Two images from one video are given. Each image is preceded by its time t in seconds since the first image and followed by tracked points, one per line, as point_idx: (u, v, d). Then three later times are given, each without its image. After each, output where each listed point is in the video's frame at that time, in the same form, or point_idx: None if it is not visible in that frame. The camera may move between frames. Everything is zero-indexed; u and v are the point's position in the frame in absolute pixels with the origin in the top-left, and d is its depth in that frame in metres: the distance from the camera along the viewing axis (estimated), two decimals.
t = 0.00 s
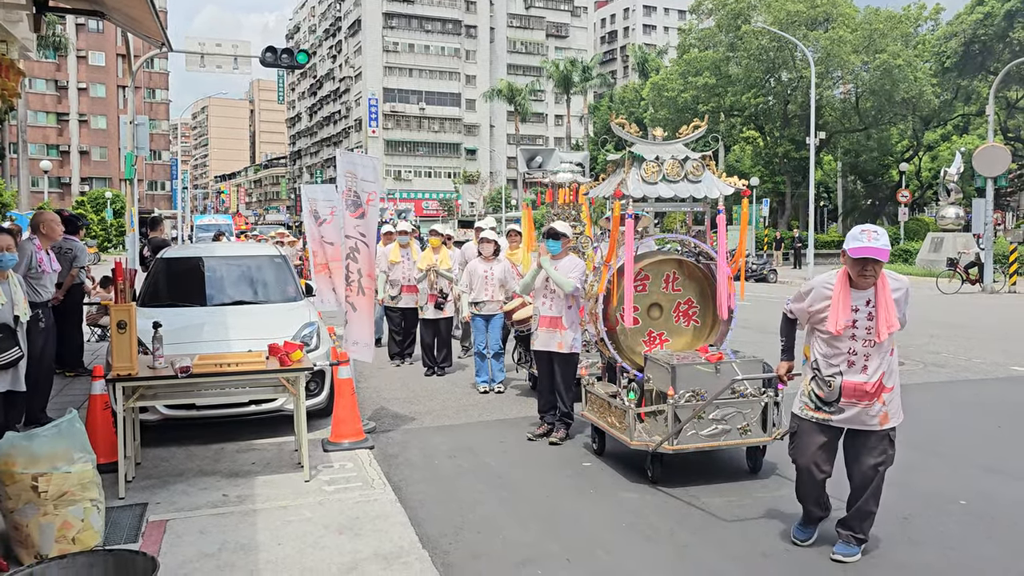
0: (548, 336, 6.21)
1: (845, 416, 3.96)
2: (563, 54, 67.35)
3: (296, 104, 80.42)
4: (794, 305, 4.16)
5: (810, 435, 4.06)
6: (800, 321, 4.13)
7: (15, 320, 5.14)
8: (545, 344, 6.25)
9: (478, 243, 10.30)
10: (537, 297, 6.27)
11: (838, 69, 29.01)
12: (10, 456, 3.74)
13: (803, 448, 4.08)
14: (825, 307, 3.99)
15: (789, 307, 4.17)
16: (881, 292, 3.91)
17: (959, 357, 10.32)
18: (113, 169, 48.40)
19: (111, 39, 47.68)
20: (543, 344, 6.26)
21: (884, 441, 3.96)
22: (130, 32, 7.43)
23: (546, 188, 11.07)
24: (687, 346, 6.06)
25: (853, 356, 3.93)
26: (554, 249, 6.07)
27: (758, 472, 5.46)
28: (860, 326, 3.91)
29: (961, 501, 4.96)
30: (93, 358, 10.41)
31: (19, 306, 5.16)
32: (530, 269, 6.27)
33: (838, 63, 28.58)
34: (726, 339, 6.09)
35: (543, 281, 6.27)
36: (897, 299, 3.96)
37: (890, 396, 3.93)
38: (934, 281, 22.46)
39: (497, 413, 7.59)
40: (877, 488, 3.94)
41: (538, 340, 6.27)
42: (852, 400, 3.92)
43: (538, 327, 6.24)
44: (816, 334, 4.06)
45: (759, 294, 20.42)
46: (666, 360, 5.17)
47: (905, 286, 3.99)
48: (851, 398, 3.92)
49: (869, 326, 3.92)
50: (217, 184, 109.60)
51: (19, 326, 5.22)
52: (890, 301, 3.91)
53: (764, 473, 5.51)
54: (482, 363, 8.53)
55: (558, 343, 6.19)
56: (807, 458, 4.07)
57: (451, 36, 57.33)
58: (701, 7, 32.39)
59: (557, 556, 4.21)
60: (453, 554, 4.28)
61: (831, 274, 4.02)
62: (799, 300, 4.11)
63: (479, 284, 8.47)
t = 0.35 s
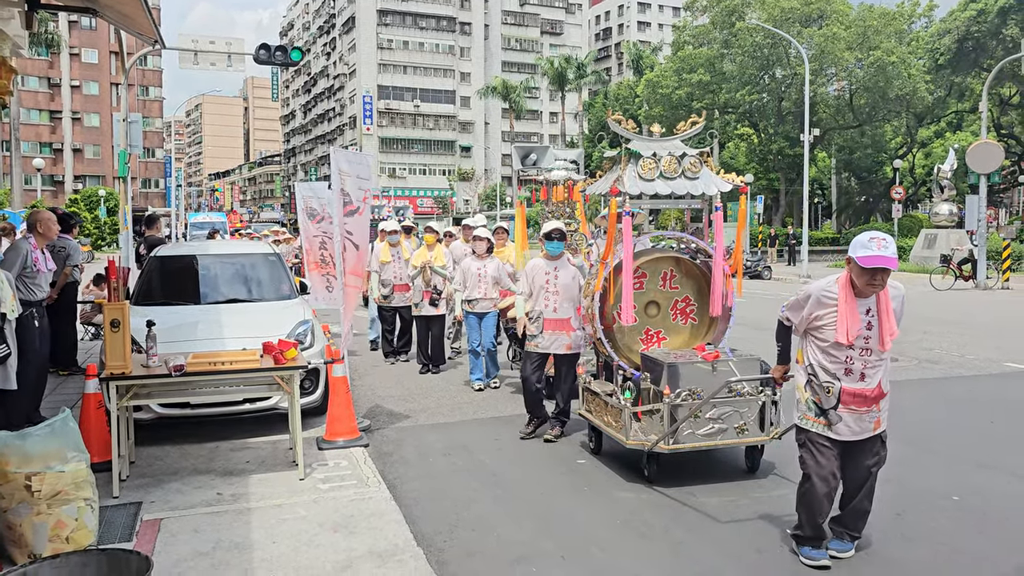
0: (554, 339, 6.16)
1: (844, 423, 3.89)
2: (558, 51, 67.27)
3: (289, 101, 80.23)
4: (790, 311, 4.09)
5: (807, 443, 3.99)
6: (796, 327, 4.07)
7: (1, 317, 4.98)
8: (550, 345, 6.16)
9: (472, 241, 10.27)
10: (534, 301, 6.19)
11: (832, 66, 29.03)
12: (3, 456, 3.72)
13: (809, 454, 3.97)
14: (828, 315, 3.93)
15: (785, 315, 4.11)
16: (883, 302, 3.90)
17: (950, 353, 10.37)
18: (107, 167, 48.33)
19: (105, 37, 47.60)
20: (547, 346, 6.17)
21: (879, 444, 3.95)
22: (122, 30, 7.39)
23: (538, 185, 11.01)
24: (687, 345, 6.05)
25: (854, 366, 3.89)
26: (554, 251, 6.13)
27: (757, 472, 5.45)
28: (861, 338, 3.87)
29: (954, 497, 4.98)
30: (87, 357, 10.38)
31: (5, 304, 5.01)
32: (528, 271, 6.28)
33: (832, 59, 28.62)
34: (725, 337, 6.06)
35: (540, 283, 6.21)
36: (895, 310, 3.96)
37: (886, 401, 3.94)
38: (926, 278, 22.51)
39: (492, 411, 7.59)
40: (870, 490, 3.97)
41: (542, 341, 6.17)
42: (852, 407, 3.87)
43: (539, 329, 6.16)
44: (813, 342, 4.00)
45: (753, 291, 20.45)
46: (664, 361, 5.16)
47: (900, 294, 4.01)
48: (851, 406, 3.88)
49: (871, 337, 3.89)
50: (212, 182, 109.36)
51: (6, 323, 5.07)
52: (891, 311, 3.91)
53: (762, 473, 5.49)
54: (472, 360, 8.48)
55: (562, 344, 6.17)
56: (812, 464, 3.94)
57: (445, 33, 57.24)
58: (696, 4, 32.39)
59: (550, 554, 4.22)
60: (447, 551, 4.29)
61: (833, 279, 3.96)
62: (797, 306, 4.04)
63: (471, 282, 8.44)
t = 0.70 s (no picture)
0: (548, 340, 6.03)
1: (842, 425, 3.81)
2: (548, 47, 67.25)
3: (279, 98, 79.95)
4: (775, 316, 3.94)
5: (799, 446, 3.93)
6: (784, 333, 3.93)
7: None
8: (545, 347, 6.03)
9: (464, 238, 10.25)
10: (526, 302, 6.04)
11: (821, 62, 29.09)
12: None
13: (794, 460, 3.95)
14: (817, 319, 3.80)
15: (769, 321, 3.97)
16: (872, 301, 3.77)
17: (939, 348, 10.43)
18: (95, 163, 48.07)
19: (93, 33, 47.29)
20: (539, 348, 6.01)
21: (881, 440, 3.81)
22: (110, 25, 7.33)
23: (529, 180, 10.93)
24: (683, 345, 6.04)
25: (846, 369, 3.78)
26: (542, 249, 6.03)
27: (754, 474, 5.32)
28: (851, 340, 3.75)
29: (943, 491, 5.01)
30: (76, 355, 10.34)
31: None
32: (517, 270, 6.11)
33: (821, 55, 28.70)
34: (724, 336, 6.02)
35: (531, 285, 6.06)
36: (883, 308, 3.82)
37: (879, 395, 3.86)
38: (915, 273, 22.62)
39: (483, 407, 7.58)
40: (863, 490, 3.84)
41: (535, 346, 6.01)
42: (846, 409, 3.79)
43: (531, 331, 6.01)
44: (804, 347, 3.88)
45: (744, 287, 20.50)
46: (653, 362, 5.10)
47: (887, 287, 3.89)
48: (846, 407, 3.79)
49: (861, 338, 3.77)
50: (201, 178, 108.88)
51: None
52: (879, 309, 3.78)
53: (759, 476, 5.36)
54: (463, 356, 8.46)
55: (556, 344, 6.07)
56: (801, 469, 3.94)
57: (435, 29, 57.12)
58: None
59: (541, 550, 4.22)
60: (438, 548, 4.28)
61: (821, 281, 3.81)
62: (783, 310, 3.90)
63: (465, 279, 8.41)
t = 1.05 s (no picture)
0: (528, 338, 5.91)
1: (847, 437, 3.62)
2: (532, 43, 67.21)
3: (261, 94, 79.44)
4: (790, 318, 3.78)
5: (805, 455, 3.77)
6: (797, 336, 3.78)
7: None
8: (525, 346, 5.89)
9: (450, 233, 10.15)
10: (503, 301, 5.93)
11: (804, 59, 29.22)
12: None
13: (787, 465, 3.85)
14: (834, 321, 3.64)
15: (782, 323, 3.81)
16: (895, 307, 3.60)
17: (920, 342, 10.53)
18: (76, 160, 47.57)
19: (72, 28, 46.74)
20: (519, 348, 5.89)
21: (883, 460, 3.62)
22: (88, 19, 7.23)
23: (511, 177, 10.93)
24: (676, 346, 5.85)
25: (859, 375, 3.62)
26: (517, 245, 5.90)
27: (751, 481, 5.14)
28: (871, 345, 3.59)
29: (924, 484, 5.07)
30: (56, 353, 10.25)
31: None
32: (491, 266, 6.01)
33: (804, 52, 28.80)
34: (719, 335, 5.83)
35: (508, 282, 5.95)
36: (905, 316, 3.66)
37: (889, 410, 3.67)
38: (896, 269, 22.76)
39: (467, 404, 7.58)
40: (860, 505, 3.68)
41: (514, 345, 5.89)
42: (854, 419, 3.61)
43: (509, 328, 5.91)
44: (817, 352, 3.72)
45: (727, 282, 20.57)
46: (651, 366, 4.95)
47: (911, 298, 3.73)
48: (853, 418, 3.61)
49: (878, 342, 3.61)
50: (183, 174, 108.03)
51: None
52: (901, 317, 3.62)
53: (757, 483, 5.19)
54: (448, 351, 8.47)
55: (538, 342, 5.95)
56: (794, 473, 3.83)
57: (419, 25, 56.94)
58: None
59: (525, 547, 4.22)
60: (422, 545, 4.29)
61: (840, 282, 3.64)
62: (796, 311, 3.74)
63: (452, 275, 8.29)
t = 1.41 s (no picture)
0: (508, 347, 5.59)
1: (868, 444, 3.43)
2: (504, 40, 67.20)
3: (231, 90, 78.64)
4: (800, 323, 3.53)
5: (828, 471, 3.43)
6: (809, 339, 3.53)
7: None
8: (507, 355, 5.58)
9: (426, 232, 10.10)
10: (480, 310, 5.56)
11: (773, 57, 29.48)
12: None
13: (830, 481, 3.41)
14: (849, 322, 3.38)
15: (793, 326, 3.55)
16: (909, 307, 3.39)
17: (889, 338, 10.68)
18: (40, 157, 46.76)
19: (36, 23, 45.92)
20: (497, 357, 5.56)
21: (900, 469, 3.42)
22: (52, 14, 7.10)
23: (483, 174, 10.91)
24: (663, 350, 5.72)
25: (878, 380, 3.39)
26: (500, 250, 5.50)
27: (747, 490, 4.92)
28: (889, 345, 3.37)
29: (892, 476, 5.15)
30: (21, 354, 10.09)
31: None
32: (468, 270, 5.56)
33: (774, 50, 29.06)
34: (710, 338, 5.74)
35: (487, 290, 5.56)
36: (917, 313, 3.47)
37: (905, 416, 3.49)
38: (864, 264, 23.06)
39: (440, 403, 7.56)
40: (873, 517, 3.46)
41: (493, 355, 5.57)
42: (874, 427, 3.41)
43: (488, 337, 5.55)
44: (829, 354, 3.47)
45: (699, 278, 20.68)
46: (649, 371, 4.66)
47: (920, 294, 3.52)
48: (874, 425, 3.41)
49: (894, 344, 3.39)
50: (151, 172, 106.59)
51: None
52: (916, 315, 3.41)
53: (755, 492, 4.95)
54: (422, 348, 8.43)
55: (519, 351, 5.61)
56: (841, 489, 3.37)
57: (391, 22, 56.70)
58: None
59: (499, 544, 4.23)
60: (395, 544, 4.27)
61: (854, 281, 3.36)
62: (802, 316, 3.51)
63: (429, 273, 8.23)
